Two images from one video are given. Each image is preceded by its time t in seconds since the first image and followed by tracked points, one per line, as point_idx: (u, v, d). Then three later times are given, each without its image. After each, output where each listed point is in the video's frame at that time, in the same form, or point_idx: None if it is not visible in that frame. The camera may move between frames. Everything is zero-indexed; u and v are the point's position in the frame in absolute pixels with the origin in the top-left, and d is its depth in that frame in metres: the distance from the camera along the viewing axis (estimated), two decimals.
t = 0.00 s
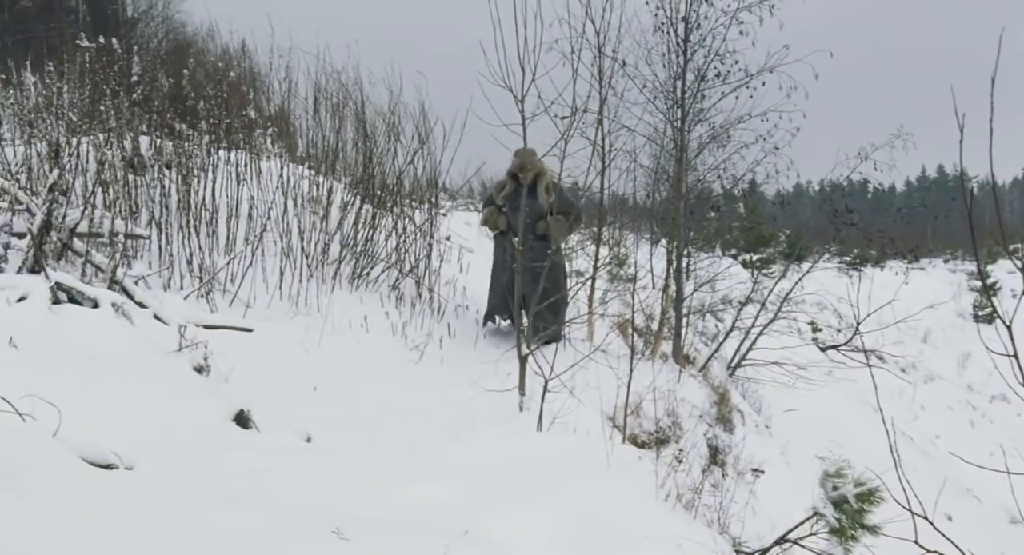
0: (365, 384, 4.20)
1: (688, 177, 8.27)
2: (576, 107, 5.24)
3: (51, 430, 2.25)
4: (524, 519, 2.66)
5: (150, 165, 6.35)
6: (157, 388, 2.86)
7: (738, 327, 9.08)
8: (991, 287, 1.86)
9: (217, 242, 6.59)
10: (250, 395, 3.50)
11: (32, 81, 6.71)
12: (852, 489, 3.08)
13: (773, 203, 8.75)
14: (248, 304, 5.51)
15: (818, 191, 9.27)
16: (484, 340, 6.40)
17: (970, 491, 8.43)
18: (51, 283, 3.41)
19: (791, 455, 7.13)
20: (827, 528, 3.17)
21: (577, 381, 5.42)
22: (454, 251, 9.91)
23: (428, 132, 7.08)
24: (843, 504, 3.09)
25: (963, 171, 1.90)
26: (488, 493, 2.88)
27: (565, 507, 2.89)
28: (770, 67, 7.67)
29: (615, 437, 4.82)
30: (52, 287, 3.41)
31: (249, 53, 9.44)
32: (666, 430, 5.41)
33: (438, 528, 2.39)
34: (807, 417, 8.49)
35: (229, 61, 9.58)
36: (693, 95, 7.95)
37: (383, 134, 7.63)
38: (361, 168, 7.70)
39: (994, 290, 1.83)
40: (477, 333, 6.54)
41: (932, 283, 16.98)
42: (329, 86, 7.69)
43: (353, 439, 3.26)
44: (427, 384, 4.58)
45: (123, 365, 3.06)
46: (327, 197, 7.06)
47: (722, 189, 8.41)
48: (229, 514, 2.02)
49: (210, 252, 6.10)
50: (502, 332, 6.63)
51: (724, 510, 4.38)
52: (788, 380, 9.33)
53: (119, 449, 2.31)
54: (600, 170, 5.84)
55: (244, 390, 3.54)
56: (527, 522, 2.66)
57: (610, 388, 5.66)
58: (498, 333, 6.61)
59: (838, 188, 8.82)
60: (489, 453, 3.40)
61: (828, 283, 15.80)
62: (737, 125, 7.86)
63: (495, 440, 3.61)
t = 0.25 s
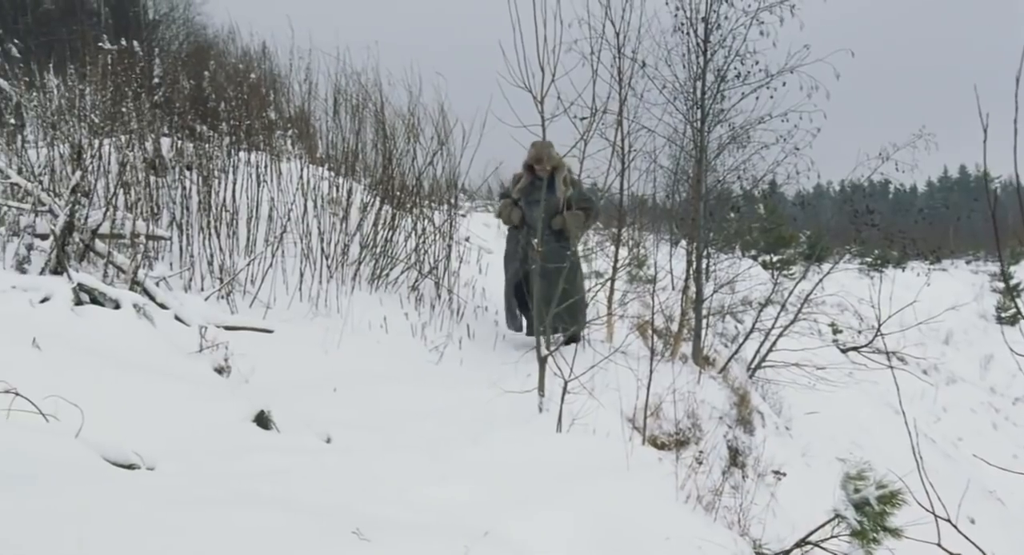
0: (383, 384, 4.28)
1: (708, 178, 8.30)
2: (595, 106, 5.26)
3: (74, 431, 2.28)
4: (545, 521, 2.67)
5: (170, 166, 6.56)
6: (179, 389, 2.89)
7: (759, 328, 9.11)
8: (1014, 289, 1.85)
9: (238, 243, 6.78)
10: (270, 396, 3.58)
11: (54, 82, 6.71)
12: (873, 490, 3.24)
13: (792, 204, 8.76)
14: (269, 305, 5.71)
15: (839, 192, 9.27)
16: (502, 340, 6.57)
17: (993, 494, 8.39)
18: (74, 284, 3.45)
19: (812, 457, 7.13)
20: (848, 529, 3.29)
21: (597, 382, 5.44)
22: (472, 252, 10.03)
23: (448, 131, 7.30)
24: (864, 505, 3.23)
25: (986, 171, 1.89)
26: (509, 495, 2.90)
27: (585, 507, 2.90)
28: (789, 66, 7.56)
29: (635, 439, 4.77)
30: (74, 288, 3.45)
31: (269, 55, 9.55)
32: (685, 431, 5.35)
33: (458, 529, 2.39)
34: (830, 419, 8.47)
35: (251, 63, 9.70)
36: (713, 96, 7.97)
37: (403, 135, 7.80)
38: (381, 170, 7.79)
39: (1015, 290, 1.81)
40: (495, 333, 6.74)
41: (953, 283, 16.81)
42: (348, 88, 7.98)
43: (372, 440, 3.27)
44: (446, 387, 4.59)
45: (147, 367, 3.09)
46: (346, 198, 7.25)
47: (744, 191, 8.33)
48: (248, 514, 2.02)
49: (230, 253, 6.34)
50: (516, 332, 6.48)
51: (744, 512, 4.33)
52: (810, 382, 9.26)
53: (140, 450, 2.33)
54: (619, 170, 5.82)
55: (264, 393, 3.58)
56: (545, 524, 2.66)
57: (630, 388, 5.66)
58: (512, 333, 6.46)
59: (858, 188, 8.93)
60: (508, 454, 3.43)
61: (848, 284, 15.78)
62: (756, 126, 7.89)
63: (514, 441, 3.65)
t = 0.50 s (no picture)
0: (404, 385, 4.40)
1: (727, 178, 8.35)
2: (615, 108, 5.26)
3: (95, 431, 2.33)
4: (565, 522, 2.68)
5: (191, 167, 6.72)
6: (202, 389, 2.97)
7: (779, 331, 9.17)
8: None
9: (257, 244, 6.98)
10: (290, 395, 3.67)
11: (75, 84, 6.86)
12: (895, 493, 2.99)
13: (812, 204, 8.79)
14: (289, 306, 5.93)
15: (860, 193, 9.39)
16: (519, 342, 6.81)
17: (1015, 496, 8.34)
18: (96, 284, 3.61)
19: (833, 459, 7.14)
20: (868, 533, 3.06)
21: (616, 383, 5.49)
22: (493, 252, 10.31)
23: (467, 131, 7.62)
24: (885, 509, 2.99)
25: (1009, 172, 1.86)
26: (531, 495, 2.92)
27: (604, 508, 2.91)
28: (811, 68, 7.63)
29: (656, 440, 4.82)
30: (96, 288, 3.60)
31: (289, 57, 9.72)
32: (705, 433, 5.39)
33: (479, 530, 2.40)
34: (851, 421, 8.48)
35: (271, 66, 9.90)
36: (733, 96, 8.02)
37: (423, 136, 8.14)
38: (401, 171, 8.20)
39: None
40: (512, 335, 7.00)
41: (976, 286, 16.78)
42: (369, 89, 8.28)
43: (393, 442, 3.31)
44: (463, 392, 4.63)
45: (170, 367, 3.18)
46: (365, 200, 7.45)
47: (762, 191, 8.41)
48: (260, 513, 2.03)
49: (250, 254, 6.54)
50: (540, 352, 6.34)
51: (763, 514, 4.32)
52: (831, 385, 9.25)
53: (162, 450, 2.37)
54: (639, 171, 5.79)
55: (282, 392, 3.67)
56: (565, 525, 2.66)
57: (650, 391, 5.67)
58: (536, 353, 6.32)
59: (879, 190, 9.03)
60: (526, 455, 3.46)
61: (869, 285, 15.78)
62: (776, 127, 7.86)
63: (533, 442, 3.68)
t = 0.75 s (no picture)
0: (425, 388, 4.51)
1: (749, 179, 8.34)
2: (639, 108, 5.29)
3: (120, 430, 2.38)
4: (586, 522, 2.70)
5: (215, 168, 6.89)
6: (227, 389, 3.06)
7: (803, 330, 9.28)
8: None
9: (280, 244, 7.16)
10: (312, 395, 3.82)
11: (102, 87, 7.09)
12: (920, 495, 2.99)
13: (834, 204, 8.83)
14: (312, 306, 6.12)
15: (885, 192, 9.26)
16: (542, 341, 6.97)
17: None
18: (120, 285, 3.76)
19: (856, 460, 7.16)
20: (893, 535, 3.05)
21: (638, 383, 5.53)
22: (513, 252, 10.51)
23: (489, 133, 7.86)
24: (910, 510, 2.98)
25: None
26: (554, 496, 2.96)
27: (626, 509, 2.93)
28: (835, 66, 7.36)
29: (679, 441, 4.83)
30: (120, 288, 3.75)
31: (312, 59, 9.88)
32: (728, 433, 5.41)
33: (502, 530, 2.44)
34: (875, 422, 8.48)
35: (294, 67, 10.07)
36: (755, 95, 7.98)
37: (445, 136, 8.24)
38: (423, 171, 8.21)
39: None
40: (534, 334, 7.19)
41: (1000, 287, 16.70)
42: (391, 90, 8.43)
43: (414, 444, 3.39)
44: (482, 394, 4.69)
45: (195, 367, 3.30)
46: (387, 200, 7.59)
47: (785, 191, 8.46)
48: (277, 511, 2.04)
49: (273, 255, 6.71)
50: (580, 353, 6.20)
51: (786, 515, 4.30)
52: (854, 384, 9.26)
53: (185, 449, 2.42)
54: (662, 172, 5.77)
55: (300, 390, 3.81)
56: (585, 525, 2.68)
57: (672, 391, 5.73)
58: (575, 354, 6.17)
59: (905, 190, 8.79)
60: (545, 455, 3.51)
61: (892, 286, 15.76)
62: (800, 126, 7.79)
63: (554, 442, 3.73)
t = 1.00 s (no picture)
0: (445, 387, 4.58)
1: (769, 178, 8.69)
2: (657, 108, 5.34)
3: (141, 430, 2.42)
4: (603, 522, 2.72)
5: (235, 168, 7.00)
6: (246, 389, 3.14)
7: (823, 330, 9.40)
8: None
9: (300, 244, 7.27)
10: (329, 395, 3.90)
11: (123, 89, 7.21)
12: (941, 496, 2.99)
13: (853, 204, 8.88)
14: (330, 307, 6.27)
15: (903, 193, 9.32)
16: (560, 342, 7.08)
17: None
18: (139, 285, 3.85)
19: (877, 461, 7.19)
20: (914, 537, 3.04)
21: (657, 384, 5.58)
22: (532, 253, 10.59)
23: (507, 133, 8.28)
24: (931, 512, 2.98)
25: None
26: (572, 496, 2.99)
27: (643, 509, 2.96)
28: (854, 66, 7.77)
29: (698, 442, 4.85)
30: (140, 289, 3.85)
31: (330, 59, 9.98)
32: (747, 434, 5.44)
33: (522, 531, 2.47)
34: (895, 423, 8.51)
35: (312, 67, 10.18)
36: (775, 96, 8.34)
37: (463, 136, 8.38)
38: (441, 171, 8.33)
39: None
40: (552, 334, 7.33)
41: None
42: (409, 91, 8.52)
43: (433, 442, 3.45)
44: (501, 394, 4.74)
45: (217, 368, 3.41)
46: (406, 200, 7.68)
47: (805, 190, 8.73)
48: (298, 511, 2.05)
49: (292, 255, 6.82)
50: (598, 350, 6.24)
51: (806, 516, 4.32)
52: (875, 384, 9.34)
53: (206, 448, 2.46)
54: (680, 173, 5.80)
55: (320, 391, 3.88)
56: (604, 525, 2.70)
57: (692, 391, 5.80)
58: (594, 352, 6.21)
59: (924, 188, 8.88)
60: (562, 454, 3.55)
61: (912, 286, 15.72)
62: (819, 126, 8.02)
63: (571, 441, 3.77)
